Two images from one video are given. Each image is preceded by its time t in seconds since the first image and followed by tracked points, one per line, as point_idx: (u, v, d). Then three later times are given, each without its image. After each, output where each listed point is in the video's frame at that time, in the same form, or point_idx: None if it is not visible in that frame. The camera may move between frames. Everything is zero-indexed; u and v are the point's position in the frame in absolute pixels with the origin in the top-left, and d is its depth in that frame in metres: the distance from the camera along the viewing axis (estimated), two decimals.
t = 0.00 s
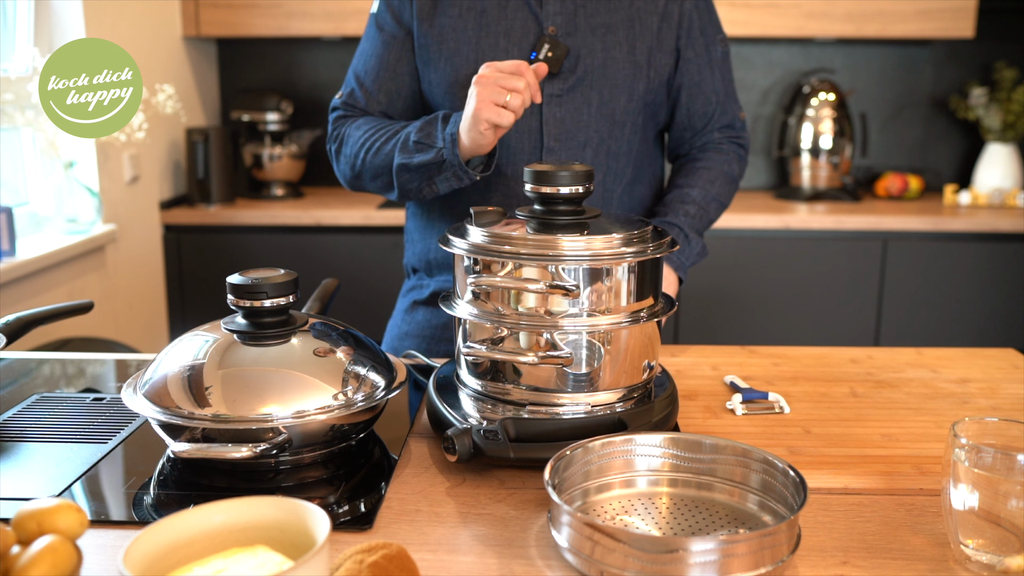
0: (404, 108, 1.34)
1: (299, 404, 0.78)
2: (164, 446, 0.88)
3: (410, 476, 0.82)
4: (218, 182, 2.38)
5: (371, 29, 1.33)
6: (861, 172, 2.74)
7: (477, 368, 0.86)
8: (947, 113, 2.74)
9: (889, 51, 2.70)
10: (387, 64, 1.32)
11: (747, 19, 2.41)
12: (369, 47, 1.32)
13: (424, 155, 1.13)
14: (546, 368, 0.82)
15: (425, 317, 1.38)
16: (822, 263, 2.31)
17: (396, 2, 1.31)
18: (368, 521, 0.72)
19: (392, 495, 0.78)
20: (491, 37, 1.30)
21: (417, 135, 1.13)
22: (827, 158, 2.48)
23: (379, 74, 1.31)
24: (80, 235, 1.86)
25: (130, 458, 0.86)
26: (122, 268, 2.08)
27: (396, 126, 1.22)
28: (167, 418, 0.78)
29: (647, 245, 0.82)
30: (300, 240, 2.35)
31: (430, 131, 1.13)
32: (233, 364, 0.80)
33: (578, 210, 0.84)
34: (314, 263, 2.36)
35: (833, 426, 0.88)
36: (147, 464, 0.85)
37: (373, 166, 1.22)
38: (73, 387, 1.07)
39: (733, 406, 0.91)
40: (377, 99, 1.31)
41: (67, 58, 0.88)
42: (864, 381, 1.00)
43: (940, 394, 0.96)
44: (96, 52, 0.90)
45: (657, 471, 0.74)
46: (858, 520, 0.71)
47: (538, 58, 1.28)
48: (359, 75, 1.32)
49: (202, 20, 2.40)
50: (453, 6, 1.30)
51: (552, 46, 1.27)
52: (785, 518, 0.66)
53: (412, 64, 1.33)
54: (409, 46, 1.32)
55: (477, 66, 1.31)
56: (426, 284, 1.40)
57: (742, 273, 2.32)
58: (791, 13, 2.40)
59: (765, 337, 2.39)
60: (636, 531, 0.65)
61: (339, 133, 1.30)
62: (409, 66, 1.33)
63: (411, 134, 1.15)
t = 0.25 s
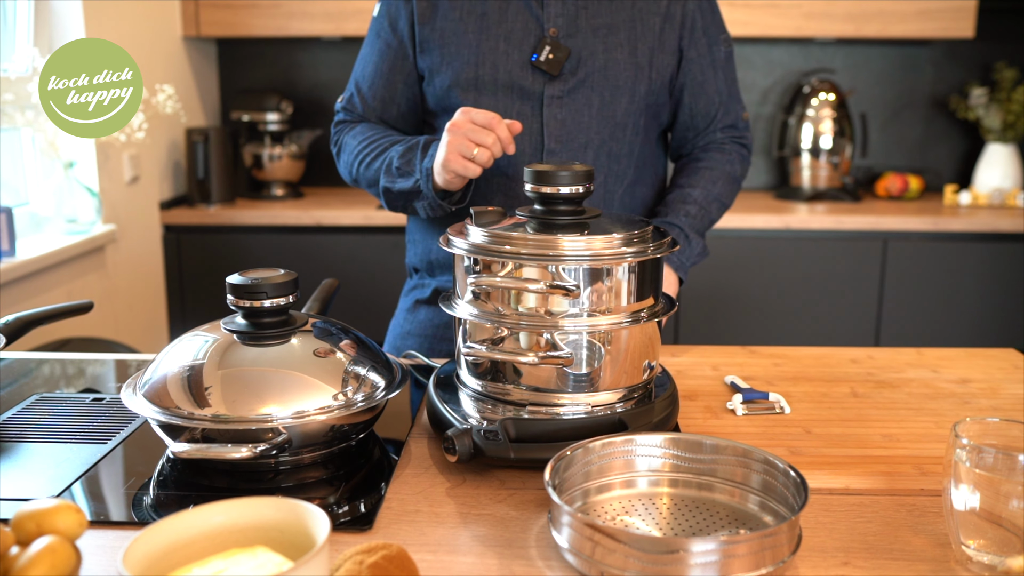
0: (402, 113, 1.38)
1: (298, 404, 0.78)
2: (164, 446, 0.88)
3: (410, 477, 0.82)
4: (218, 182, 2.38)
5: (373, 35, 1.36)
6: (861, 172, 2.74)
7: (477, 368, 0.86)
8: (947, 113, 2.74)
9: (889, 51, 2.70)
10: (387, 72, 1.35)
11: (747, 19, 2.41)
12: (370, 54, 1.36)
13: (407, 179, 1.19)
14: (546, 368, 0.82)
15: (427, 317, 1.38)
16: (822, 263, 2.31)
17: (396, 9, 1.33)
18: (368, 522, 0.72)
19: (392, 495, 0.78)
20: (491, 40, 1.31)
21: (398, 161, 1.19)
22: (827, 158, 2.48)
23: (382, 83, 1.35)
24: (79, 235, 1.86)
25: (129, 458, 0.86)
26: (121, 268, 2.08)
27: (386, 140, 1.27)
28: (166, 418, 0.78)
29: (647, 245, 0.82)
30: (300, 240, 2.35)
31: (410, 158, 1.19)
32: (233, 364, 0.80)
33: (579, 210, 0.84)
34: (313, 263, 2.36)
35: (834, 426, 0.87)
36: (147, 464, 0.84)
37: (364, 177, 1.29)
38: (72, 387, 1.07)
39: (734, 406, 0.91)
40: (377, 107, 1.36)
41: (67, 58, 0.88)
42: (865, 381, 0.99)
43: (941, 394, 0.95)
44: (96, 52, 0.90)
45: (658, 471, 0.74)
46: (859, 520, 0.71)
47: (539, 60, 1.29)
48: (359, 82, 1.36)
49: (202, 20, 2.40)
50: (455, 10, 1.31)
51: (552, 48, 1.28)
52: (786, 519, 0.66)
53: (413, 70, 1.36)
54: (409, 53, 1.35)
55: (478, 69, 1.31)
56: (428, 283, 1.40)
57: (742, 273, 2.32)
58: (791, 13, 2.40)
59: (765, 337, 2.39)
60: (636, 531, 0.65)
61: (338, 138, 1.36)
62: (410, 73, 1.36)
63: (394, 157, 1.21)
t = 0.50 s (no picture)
0: (404, 113, 1.40)
1: (300, 405, 0.78)
2: (165, 447, 0.88)
3: (412, 477, 0.82)
4: (219, 181, 2.38)
5: (377, 36, 1.38)
6: (862, 172, 2.74)
7: (479, 368, 0.86)
8: (948, 114, 2.73)
9: (891, 51, 2.70)
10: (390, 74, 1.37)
11: (749, 19, 2.40)
12: (374, 55, 1.38)
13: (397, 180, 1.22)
14: (548, 369, 0.82)
15: (428, 313, 1.38)
16: (824, 263, 2.31)
17: (398, 10, 1.34)
18: (370, 522, 0.72)
19: (394, 496, 0.78)
20: (490, 44, 1.31)
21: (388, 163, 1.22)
22: (828, 158, 2.48)
23: (386, 82, 1.37)
24: (80, 235, 1.86)
25: (131, 458, 0.86)
26: (122, 268, 2.07)
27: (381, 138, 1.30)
28: (168, 418, 0.77)
29: (650, 245, 0.82)
30: (301, 240, 2.35)
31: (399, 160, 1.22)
32: (234, 364, 0.80)
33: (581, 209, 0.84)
34: (314, 263, 2.36)
35: (836, 427, 0.87)
36: (148, 464, 0.84)
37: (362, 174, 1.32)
38: (73, 387, 1.07)
39: (736, 406, 0.91)
40: (381, 106, 1.39)
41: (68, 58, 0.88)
42: (867, 381, 0.99)
43: (943, 395, 0.95)
44: (96, 51, 0.90)
45: (661, 472, 0.74)
46: (862, 521, 0.71)
47: (537, 64, 1.29)
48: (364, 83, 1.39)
49: (203, 20, 2.40)
50: (456, 13, 1.32)
51: (549, 52, 1.28)
52: (789, 520, 0.66)
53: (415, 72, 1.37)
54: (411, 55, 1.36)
55: (476, 73, 1.32)
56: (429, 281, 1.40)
57: (743, 273, 2.32)
58: (793, 13, 2.40)
59: (766, 337, 2.39)
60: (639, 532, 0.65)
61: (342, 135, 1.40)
62: (412, 74, 1.37)
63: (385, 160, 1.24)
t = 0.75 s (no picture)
0: (393, 106, 1.42)
1: (302, 403, 0.78)
2: (167, 446, 0.88)
3: (414, 476, 0.82)
4: (219, 181, 2.38)
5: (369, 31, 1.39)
6: (863, 171, 2.74)
7: (481, 367, 0.86)
8: (949, 113, 2.73)
9: (891, 51, 2.70)
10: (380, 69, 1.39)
11: (750, 19, 2.40)
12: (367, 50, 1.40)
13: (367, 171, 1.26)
14: (551, 367, 0.81)
15: (420, 310, 1.39)
16: (824, 263, 2.31)
17: (390, 7, 1.36)
18: (372, 520, 0.72)
19: (395, 494, 0.78)
20: (479, 39, 1.31)
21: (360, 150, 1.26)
22: (829, 158, 2.48)
23: (376, 77, 1.39)
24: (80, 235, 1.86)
25: (133, 457, 0.85)
26: (122, 267, 2.07)
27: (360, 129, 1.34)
28: (170, 417, 0.77)
29: (652, 243, 0.82)
30: (301, 240, 2.34)
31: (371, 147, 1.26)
32: (236, 363, 0.79)
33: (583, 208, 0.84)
34: (315, 262, 2.35)
35: (839, 426, 0.87)
36: (150, 463, 0.84)
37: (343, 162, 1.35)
38: (74, 387, 1.07)
39: (738, 405, 0.91)
40: (373, 99, 1.41)
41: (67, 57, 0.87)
42: (869, 380, 0.99)
43: (946, 394, 0.95)
44: (96, 51, 0.89)
45: (663, 471, 0.73)
46: (865, 520, 0.71)
47: (526, 59, 1.29)
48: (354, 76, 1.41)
49: (203, 19, 2.40)
50: (448, 9, 1.32)
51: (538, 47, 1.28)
52: (792, 518, 0.65)
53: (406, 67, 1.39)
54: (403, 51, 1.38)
55: (466, 68, 1.32)
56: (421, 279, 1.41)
57: (744, 273, 2.32)
58: (793, 12, 2.40)
59: (767, 337, 2.39)
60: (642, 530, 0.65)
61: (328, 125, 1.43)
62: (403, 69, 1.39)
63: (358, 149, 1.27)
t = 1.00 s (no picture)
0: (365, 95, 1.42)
1: (308, 401, 0.78)
2: (173, 443, 0.88)
3: (419, 473, 0.82)
4: (221, 180, 2.38)
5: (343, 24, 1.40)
6: (864, 171, 2.74)
7: (486, 364, 0.86)
8: (950, 112, 2.73)
9: (892, 50, 2.70)
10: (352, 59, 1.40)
11: (752, 18, 2.40)
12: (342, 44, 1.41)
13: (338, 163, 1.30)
14: (556, 364, 0.82)
15: (399, 312, 1.41)
16: (827, 262, 2.31)
17: None
18: (379, 517, 0.72)
19: (401, 492, 0.78)
20: (448, 30, 1.31)
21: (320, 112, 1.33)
22: (831, 157, 2.48)
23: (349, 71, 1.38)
24: (83, 234, 1.86)
25: (139, 454, 0.86)
26: (125, 266, 2.07)
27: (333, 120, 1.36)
28: (176, 414, 0.78)
29: (658, 241, 0.82)
30: (303, 239, 2.35)
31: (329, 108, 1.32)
32: (242, 360, 0.80)
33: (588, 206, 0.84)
34: (317, 261, 2.36)
35: (844, 423, 0.87)
36: (156, 460, 0.84)
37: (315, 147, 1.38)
38: (78, 385, 1.07)
39: (743, 403, 0.91)
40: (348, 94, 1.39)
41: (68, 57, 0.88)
42: (874, 378, 0.99)
43: (951, 391, 0.95)
44: (97, 51, 0.90)
45: (669, 468, 0.74)
46: (871, 516, 0.71)
47: (495, 49, 1.29)
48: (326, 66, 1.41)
49: (205, 19, 2.40)
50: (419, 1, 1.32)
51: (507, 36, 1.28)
52: (799, 515, 0.65)
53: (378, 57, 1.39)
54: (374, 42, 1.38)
55: (435, 58, 1.32)
56: (400, 278, 1.42)
57: (746, 272, 2.32)
58: (795, 12, 2.40)
59: (769, 336, 2.39)
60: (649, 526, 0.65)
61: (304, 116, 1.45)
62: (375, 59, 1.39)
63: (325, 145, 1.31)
